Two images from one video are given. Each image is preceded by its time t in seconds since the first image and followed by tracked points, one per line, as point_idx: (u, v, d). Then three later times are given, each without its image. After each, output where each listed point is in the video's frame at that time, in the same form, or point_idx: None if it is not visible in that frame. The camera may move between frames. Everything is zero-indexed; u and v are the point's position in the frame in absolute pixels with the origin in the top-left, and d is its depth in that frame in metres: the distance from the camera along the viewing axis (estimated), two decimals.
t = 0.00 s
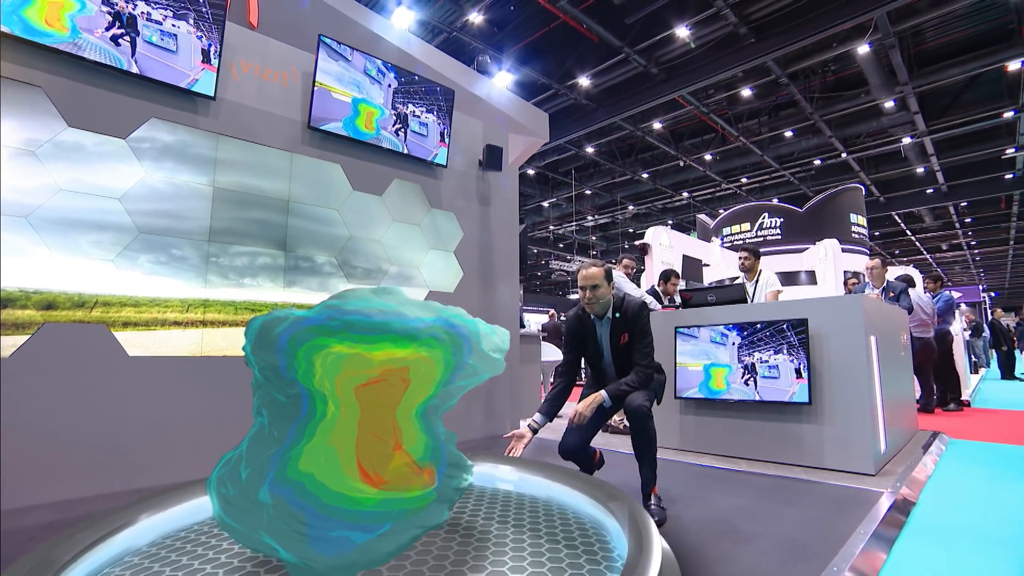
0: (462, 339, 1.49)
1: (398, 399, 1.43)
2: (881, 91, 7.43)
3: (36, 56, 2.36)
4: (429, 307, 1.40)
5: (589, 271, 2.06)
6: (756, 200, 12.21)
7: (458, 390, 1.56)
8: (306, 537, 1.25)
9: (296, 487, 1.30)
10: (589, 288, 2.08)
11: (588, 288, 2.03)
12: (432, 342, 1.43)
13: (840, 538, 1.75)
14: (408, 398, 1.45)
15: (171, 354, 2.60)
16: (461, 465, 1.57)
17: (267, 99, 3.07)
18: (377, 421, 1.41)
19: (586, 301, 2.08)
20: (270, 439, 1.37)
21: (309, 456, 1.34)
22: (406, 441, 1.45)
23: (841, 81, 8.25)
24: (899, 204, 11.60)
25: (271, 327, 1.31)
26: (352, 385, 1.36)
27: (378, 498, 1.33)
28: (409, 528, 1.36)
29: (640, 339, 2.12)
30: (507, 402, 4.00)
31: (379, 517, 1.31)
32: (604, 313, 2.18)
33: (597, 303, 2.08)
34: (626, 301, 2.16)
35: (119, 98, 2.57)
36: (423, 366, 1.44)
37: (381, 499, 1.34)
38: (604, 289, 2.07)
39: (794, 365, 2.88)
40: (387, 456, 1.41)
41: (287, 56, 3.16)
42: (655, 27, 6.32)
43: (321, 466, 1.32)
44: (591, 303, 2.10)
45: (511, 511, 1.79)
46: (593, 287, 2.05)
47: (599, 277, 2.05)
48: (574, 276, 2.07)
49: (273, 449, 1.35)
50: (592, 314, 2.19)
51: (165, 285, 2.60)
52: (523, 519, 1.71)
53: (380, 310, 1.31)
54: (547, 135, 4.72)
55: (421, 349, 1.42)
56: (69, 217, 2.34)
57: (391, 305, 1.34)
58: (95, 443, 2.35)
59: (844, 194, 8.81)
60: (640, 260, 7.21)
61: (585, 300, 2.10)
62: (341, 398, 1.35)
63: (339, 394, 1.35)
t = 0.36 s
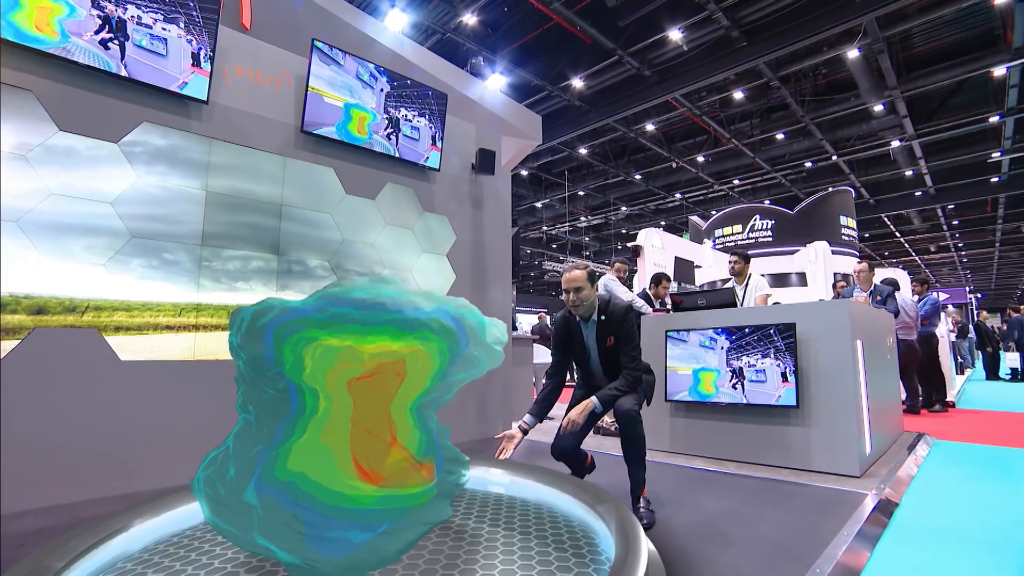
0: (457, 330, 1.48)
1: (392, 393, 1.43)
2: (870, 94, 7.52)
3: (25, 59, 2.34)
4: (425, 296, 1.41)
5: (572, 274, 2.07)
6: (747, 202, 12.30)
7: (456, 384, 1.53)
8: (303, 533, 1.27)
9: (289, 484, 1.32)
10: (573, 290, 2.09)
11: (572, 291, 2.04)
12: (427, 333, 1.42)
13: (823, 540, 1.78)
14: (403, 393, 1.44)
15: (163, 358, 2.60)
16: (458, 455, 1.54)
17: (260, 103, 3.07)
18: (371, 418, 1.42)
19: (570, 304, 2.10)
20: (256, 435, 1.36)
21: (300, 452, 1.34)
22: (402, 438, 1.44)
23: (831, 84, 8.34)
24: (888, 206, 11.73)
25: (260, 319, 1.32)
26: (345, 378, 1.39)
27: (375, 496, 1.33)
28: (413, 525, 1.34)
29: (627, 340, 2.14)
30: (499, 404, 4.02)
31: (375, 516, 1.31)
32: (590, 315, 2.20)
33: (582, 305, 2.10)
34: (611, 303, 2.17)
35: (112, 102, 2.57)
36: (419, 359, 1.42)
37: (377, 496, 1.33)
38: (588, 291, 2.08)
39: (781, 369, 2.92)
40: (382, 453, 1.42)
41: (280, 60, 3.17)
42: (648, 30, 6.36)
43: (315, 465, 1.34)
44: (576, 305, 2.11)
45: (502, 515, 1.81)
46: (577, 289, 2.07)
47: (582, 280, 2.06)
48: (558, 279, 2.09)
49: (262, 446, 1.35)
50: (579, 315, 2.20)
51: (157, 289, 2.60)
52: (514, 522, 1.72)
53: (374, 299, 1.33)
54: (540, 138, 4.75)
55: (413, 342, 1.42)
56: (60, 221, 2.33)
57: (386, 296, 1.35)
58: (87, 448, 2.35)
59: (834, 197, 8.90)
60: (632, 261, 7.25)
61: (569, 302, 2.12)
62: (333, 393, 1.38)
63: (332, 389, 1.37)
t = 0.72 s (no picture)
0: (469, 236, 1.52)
1: (386, 311, 1.55)
2: (860, 96, 7.59)
3: (13, 61, 2.34)
4: (432, 193, 1.43)
5: (554, 257, 2.10)
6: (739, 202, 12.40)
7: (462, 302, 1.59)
8: (305, 449, 1.39)
9: (278, 399, 1.44)
10: (556, 274, 2.12)
11: (555, 274, 2.07)
12: (422, 242, 1.49)
13: (805, 539, 1.83)
14: (400, 313, 1.54)
15: (155, 361, 2.61)
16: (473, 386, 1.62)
17: (252, 105, 3.08)
18: (364, 337, 1.53)
19: (555, 288, 2.12)
20: (235, 345, 1.45)
21: (280, 371, 1.46)
22: (402, 360, 1.55)
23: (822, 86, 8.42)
24: (878, 207, 11.87)
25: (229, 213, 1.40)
26: (333, 290, 1.51)
27: (375, 424, 1.45)
28: (438, 450, 1.48)
29: (614, 323, 2.16)
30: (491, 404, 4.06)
31: (375, 444, 1.44)
32: (575, 300, 2.22)
33: (565, 288, 2.13)
34: (596, 288, 2.19)
35: (104, 105, 2.57)
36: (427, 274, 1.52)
37: (378, 425, 1.46)
38: (570, 274, 2.11)
39: (766, 371, 2.97)
40: (382, 378, 1.53)
41: (272, 62, 3.17)
42: (640, 30, 6.40)
43: (304, 386, 1.46)
44: (559, 289, 2.14)
45: (493, 515, 1.83)
46: (559, 272, 2.10)
47: (565, 263, 2.09)
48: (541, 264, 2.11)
49: (237, 359, 1.44)
50: (564, 301, 2.22)
51: (150, 292, 2.60)
52: (504, 523, 1.75)
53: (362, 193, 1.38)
54: (532, 139, 4.78)
55: (412, 252, 1.50)
56: (51, 223, 2.29)
57: (370, 185, 1.38)
58: (80, 450, 2.36)
59: (823, 199, 9.00)
60: (624, 262, 7.29)
61: (552, 286, 2.15)
62: (322, 305, 1.50)
63: (319, 301, 1.50)
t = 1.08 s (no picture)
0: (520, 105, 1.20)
1: (396, 209, 1.16)
2: (853, 93, 7.65)
3: (10, 61, 2.37)
4: (482, 27, 1.12)
5: (553, 202, 2.00)
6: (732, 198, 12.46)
7: (494, 206, 1.25)
8: (310, 366, 1.01)
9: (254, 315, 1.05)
10: (555, 219, 2.02)
11: (557, 218, 1.98)
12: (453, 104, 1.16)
13: (790, 534, 1.88)
14: (416, 215, 1.18)
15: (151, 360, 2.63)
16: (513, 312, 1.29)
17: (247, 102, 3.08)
18: (366, 243, 1.13)
19: (555, 232, 2.03)
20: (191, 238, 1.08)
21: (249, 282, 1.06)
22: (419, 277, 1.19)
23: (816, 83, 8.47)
24: (869, 203, 11.97)
25: (197, 64, 1.09)
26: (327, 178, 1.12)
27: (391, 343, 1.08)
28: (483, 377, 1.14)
29: (612, 265, 2.14)
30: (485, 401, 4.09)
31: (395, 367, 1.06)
32: (570, 247, 2.16)
33: (564, 233, 2.05)
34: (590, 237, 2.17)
35: (98, 104, 2.57)
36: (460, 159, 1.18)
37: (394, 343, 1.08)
38: (569, 218, 2.03)
39: (754, 369, 3.03)
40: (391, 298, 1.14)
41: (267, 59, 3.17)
42: (636, 26, 6.42)
43: (280, 303, 1.05)
44: (558, 234, 2.05)
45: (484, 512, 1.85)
46: (560, 217, 2.00)
47: (564, 208, 2.00)
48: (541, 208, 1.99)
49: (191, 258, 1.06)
50: (559, 246, 2.15)
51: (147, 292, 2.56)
52: (496, 520, 1.77)
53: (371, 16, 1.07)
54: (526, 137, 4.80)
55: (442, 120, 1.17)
56: (46, 224, 2.33)
57: (374, 12, 1.07)
58: (75, 447, 2.37)
59: (816, 196, 9.08)
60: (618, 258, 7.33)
61: (550, 230, 2.05)
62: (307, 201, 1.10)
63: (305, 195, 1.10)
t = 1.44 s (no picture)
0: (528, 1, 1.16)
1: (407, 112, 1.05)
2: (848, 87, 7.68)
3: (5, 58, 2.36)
4: None
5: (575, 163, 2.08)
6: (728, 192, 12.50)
7: (507, 128, 1.21)
8: (316, 277, 0.89)
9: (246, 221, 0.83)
10: (572, 179, 2.08)
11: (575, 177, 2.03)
12: None
13: (775, 526, 1.94)
14: (432, 119, 1.09)
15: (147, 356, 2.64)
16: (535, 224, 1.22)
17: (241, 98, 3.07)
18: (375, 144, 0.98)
19: (569, 192, 2.06)
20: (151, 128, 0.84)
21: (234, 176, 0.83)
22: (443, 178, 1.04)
23: (812, 77, 8.49)
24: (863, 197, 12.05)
25: None
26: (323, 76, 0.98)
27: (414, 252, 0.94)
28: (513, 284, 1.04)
29: (620, 234, 2.09)
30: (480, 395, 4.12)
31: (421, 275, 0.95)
32: (584, 210, 2.17)
33: (579, 194, 2.08)
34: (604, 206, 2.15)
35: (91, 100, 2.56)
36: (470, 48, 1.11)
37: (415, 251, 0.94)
38: (587, 181, 2.08)
39: (743, 363, 3.09)
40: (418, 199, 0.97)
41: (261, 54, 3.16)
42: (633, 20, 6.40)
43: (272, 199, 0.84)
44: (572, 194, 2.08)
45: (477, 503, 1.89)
46: (577, 177, 2.06)
47: (584, 170, 2.06)
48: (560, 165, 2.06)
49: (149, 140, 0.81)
50: (573, 210, 2.18)
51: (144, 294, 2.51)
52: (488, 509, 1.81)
53: None
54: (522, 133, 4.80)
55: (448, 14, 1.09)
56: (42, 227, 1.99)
57: None
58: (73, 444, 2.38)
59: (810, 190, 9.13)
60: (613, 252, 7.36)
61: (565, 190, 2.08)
62: (302, 103, 0.95)
63: (300, 95, 0.95)
